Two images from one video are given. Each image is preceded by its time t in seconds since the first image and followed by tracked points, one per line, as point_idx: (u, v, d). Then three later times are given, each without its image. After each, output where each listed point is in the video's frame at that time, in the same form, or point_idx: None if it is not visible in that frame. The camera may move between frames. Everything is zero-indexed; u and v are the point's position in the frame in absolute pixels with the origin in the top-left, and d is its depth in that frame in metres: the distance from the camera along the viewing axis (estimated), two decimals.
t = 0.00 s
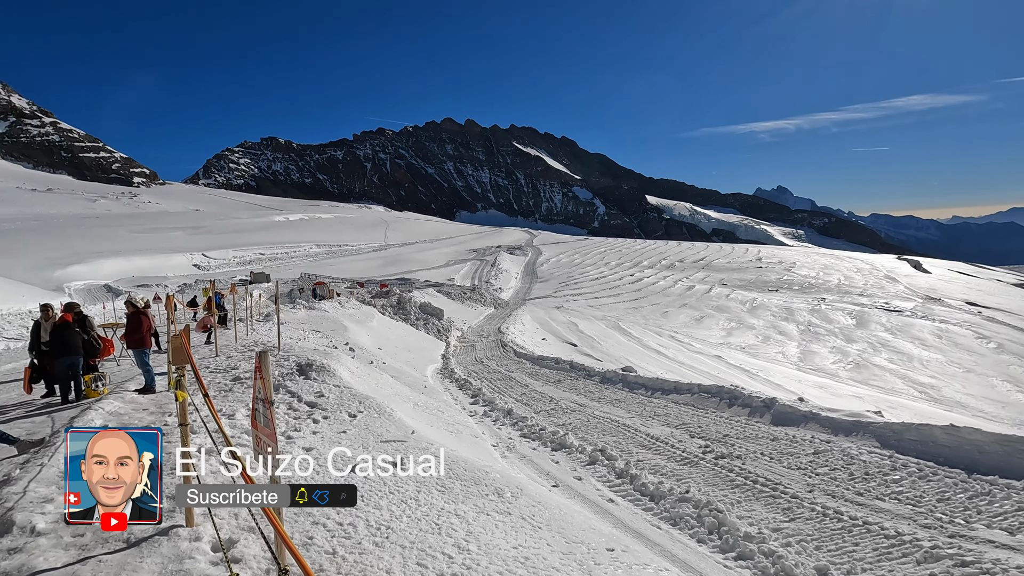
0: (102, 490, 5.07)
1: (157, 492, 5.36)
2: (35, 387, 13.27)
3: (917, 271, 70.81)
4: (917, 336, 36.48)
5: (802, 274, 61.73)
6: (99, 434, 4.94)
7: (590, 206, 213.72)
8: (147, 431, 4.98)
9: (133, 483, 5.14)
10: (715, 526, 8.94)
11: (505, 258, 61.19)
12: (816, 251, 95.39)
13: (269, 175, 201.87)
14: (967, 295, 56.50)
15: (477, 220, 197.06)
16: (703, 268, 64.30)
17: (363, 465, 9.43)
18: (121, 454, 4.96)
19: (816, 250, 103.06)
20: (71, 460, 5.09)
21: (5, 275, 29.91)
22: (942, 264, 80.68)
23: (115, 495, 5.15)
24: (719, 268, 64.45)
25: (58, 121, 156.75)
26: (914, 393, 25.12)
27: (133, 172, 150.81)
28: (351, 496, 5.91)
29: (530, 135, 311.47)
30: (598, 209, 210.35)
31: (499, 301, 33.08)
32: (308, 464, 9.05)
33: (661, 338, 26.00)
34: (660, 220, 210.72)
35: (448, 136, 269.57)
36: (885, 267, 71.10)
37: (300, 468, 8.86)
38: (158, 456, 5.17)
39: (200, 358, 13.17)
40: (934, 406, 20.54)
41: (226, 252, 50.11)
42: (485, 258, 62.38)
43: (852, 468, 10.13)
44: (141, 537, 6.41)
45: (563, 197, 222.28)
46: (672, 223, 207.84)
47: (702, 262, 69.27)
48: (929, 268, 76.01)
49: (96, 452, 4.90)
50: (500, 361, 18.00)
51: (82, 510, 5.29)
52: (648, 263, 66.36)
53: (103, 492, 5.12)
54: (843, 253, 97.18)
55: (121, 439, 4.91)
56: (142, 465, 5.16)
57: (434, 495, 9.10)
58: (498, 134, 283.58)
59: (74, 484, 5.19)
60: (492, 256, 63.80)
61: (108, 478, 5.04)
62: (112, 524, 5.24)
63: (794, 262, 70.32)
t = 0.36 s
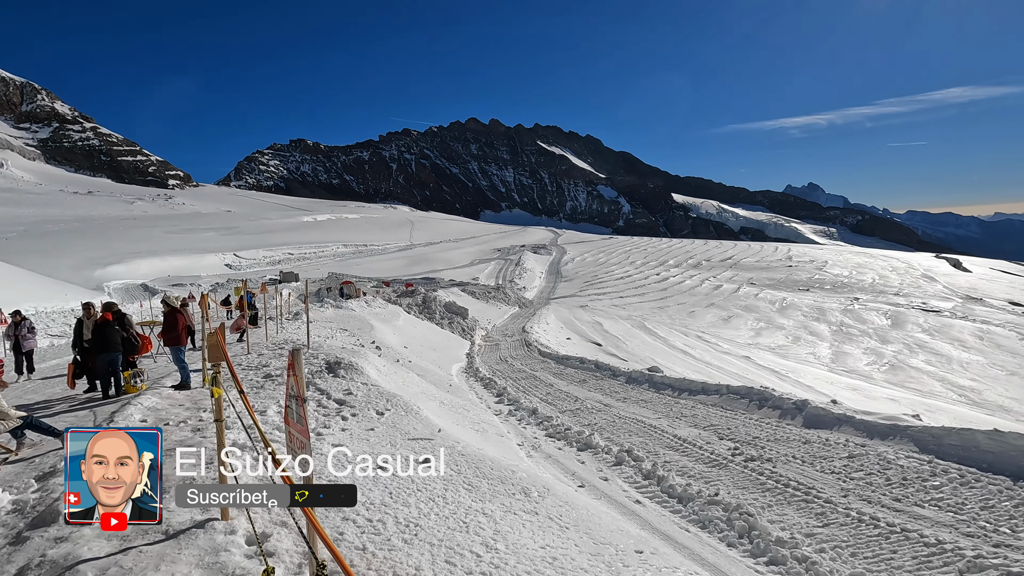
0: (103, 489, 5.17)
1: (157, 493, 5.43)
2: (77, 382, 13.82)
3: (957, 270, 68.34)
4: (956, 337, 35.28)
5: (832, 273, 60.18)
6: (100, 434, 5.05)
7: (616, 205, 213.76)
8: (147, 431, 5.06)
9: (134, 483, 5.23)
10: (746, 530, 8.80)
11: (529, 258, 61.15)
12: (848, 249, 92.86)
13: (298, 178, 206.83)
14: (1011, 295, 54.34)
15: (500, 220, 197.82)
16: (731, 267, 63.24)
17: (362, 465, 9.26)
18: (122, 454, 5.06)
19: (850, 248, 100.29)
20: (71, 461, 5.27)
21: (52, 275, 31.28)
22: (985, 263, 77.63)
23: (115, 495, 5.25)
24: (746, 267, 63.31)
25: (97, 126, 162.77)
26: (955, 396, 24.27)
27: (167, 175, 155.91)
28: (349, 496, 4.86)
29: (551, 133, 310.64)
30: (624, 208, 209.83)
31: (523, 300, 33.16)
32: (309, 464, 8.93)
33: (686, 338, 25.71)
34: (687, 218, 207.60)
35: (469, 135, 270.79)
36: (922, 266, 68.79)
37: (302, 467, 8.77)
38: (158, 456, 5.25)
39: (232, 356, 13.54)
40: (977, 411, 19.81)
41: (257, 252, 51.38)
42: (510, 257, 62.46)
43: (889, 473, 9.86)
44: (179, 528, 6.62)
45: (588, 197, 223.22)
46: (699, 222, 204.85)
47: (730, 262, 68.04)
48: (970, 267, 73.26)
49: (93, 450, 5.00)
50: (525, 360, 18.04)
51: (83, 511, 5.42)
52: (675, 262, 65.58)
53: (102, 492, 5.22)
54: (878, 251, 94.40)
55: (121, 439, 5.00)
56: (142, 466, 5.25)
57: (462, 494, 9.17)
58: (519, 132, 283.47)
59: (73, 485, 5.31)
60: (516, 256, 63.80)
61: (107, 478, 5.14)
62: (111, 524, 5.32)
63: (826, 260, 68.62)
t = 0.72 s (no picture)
0: (103, 488, 5.38)
1: (156, 493, 5.57)
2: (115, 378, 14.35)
3: (998, 270, 65.81)
4: (998, 339, 34.02)
5: (864, 272, 58.59)
6: (100, 434, 5.29)
7: (641, 204, 211.68)
8: (147, 432, 5.26)
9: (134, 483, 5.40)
10: (776, 534, 8.66)
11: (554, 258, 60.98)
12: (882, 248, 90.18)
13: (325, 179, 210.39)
14: None
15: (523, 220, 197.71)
16: (759, 267, 62.06)
17: (362, 463, 9.19)
18: (122, 453, 5.25)
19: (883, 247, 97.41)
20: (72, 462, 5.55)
21: (92, 275, 32.40)
22: None
23: (115, 495, 5.43)
24: (775, 267, 62.09)
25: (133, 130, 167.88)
26: (998, 401, 23.39)
27: (199, 177, 160.01)
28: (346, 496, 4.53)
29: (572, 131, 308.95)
30: (649, 207, 207.98)
31: (546, 300, 33.06)
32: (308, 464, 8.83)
33: (712, 339, 25.29)
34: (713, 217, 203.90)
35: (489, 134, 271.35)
36: (961, 265, 66.43)
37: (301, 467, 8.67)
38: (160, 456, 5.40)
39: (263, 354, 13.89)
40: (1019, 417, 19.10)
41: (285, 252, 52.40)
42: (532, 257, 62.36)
43: (927, 479, 9.58)
44: (214, 522, 6.81)
45: (612, 196, 221.84)
46: (726, 220, 201.24)
47: (758, 261, 66.72)
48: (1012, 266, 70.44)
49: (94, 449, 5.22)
50: (548, 360, 18.05)
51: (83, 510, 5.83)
52: (700, 262, 64.62)
53: (102, 492, 5.44)
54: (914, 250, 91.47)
55: (122, 438, 5.21)
56: (141, 467, 5.41)
57: (489, 493, 9.22)
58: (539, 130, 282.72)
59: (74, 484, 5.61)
60: (539, 256, 63.61)
61: (107, 478, 5.32)
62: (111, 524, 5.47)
63: (858, 260, 66.81)
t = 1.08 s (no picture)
0: (103, 489, 5.36)
1: (157, 492, 5.65)
2: (150, 375, 14.83)
3: None
4: None
5: (898, 273, 56.95)
6: (100, 434, 5.27)
7: (665, 203, 209.73)
8: (146, 431, 5.30)
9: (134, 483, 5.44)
10: (808, 541, 8.52)
11: (578, 258, 60.79)
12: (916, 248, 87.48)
13: (351, 180, 214.01)
14: None
15: (545, 220, 197.66)
16: (788, 267, 60.76)
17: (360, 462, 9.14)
18: (122, 453, 5.29)
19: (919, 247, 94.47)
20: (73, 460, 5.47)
21: (129, 275, 33.54)
22: None
23: (115, 495, 5.43)
24: (804, 267, 60.76)
25: (166, 134, 173.12)
26: None
27: (230, 179, 164.15)
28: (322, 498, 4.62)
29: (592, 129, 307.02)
30: (673, 205, 206.32)
31: (569, 300, 32.96)
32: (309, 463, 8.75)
33: (738, 341, 24.84)
34: (739, 217, 199.92)
35: (508, 134, 271.59)
36: (1001, 265, 64.02)
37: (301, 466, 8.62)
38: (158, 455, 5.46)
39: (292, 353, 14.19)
40: None
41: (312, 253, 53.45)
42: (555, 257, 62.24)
43: (966, 487, 9.28)
44: (246, 516, 6.99)
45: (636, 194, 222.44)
46: (753, 220, 197.73)
47: (786, 261, 65.36)
48: None
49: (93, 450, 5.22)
50: (572, 360, 18.02)
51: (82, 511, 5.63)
52: (726, 262, 63.56)
53: (102, 492, 5.41)
54: (952, 250, 88.46)
55: (121, 438, 5.24)
56: (142, 466, 5.46)
57: (514, 493, 9.26)
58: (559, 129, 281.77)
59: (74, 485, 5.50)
60: (563, 256, 63.38)
61: (107, 477, 5.33)
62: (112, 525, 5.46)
63: (892, 260, 64.94)
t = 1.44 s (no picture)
0: (103, 489, 5.58)
1: (156, 493, 5.91)
2: (184, 371, 15.33)
3: None
4: None
5: (936, 272, 55.06)
6: (101, 434, 5.51)
7: (691, 202, 206.82)
8: (147, 432, 5.56)
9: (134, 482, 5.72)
10: (841, 547, 8.31)
11: (602, 258, 60.38)
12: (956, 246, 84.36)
13: (376, 180, 216.61)
14: None
15: (569, 220, 196.83)
16: (820, 266, 59.25)
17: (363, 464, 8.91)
18: (122, 453, 5.54)
19: (959, 246, 91.07)
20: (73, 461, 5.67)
21: (164, 274, 34.66)
22: None
23: (115, 495, 5.65)
24: (836, 266, 59.21)
25: (200, 138, 178.01)
26: None
27: (260, 180, 167.69)
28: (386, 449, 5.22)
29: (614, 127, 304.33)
30: (699, 203, 203.31)
31: (594, 300, 32.69)
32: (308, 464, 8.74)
33: (769, 342, 24.32)
34: (768, 216, 195.49)
35: (529, 133, 271.18)
36: None
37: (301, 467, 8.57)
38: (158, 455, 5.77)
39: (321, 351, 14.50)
40: None
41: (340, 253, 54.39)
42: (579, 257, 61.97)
43: (1009, 495, 8.96)
44: (276, 510, 7.18)
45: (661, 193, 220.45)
46: (783, 220, 193.16)
47: (817, 260, 63.85)
48: None
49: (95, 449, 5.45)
50: (596, 360, 17.96)
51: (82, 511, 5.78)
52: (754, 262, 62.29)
53: (102, 492, 5.61)
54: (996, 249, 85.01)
55: (122, 438, 5.50)
56: (141, 466, 5.72)
57: (539, 492, 9.27)
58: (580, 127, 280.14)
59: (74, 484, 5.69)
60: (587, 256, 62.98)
61: (108, 478, 5.55)
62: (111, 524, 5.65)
63: (930, 259, 62.82)
